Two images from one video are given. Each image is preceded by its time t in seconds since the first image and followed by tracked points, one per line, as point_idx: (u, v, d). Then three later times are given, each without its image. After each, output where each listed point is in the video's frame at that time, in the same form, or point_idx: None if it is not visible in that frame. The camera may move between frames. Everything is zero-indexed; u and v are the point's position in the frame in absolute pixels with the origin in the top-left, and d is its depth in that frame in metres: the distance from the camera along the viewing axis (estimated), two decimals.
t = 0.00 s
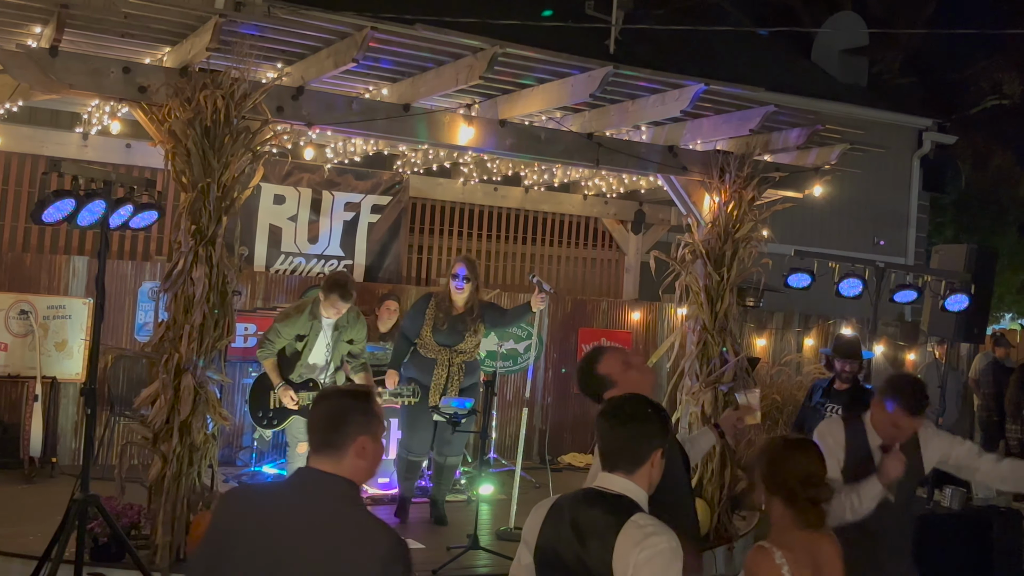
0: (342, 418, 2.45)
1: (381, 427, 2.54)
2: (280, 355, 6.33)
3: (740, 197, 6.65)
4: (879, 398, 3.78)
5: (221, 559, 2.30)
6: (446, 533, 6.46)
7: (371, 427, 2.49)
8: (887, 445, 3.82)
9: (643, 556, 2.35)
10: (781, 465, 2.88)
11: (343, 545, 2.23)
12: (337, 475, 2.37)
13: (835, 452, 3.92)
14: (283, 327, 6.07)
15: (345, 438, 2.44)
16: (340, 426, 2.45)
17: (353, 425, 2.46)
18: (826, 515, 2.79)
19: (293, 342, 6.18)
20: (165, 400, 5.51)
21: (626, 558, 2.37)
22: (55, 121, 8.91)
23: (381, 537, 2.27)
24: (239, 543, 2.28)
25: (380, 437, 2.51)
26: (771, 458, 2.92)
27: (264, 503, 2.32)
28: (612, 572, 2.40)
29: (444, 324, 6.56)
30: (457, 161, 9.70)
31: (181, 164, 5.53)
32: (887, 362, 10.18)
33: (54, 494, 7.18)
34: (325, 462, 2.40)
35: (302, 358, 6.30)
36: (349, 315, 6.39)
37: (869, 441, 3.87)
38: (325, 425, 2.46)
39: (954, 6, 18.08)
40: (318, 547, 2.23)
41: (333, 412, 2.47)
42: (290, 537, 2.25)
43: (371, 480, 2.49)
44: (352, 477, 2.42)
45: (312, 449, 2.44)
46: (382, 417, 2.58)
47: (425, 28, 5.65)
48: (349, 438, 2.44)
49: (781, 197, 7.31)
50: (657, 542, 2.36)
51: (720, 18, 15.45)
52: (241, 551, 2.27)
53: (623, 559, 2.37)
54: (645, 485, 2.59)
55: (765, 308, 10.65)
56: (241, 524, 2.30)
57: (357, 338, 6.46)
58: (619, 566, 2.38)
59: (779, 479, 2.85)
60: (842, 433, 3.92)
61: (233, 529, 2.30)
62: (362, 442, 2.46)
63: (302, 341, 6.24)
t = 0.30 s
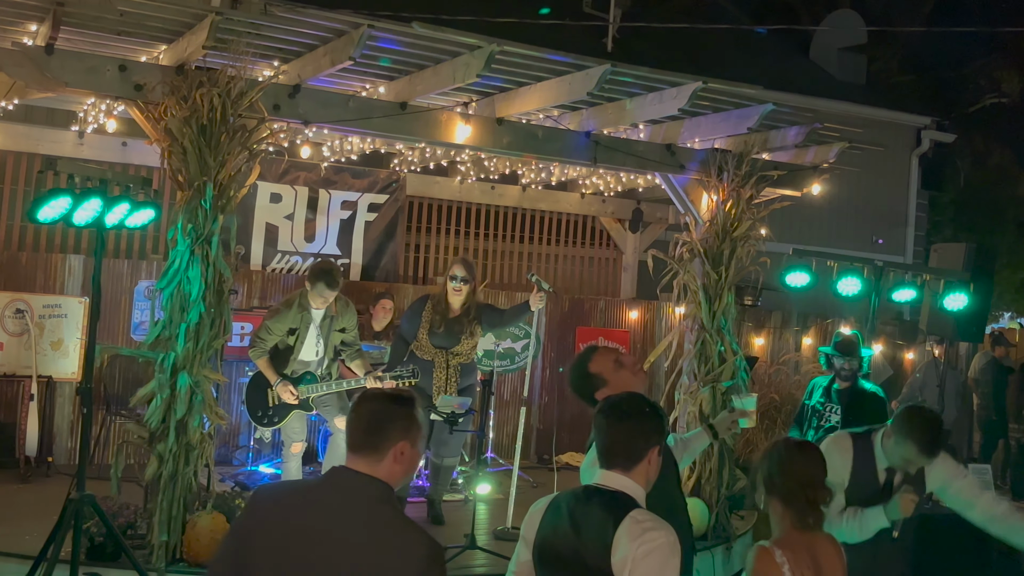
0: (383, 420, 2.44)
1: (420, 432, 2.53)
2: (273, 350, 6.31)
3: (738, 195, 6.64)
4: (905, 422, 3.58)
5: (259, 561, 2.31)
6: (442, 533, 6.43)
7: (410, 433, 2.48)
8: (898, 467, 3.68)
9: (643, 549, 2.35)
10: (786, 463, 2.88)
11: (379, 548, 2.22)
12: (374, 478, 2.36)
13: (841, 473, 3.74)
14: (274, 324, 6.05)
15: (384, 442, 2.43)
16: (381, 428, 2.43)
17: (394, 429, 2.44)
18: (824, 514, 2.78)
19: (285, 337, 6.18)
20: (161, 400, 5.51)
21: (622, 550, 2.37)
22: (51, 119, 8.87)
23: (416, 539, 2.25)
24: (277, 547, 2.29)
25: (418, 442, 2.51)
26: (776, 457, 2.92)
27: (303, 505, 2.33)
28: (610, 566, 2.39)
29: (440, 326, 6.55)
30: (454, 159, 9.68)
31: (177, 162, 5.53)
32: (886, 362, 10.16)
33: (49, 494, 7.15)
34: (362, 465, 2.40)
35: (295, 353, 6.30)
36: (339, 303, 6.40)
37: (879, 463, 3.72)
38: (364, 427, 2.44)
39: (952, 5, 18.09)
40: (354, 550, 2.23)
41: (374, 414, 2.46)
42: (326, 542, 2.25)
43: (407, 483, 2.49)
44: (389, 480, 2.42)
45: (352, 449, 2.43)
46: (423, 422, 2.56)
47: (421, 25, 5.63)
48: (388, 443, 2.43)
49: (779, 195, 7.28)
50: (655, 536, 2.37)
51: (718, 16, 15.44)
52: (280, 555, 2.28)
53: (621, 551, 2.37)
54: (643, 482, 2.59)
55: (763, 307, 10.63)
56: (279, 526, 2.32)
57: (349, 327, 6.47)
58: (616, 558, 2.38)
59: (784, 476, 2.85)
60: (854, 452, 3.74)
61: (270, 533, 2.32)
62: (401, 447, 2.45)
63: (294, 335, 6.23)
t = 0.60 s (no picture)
0: (388, 423, 2.39)
1: (424, 435, 2.47)
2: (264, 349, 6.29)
3: (734, 193, 6.68)
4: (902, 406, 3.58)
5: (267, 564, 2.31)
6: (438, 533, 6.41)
7: (414, 437, 2.42)
8: (897, 455, 3.67)
9: (639, 546, 2.31)
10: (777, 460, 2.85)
11: (382, 545, 2.21)
12: (379, 480, 2.33)
13: (838, 465, 3.69)
14: (264, 321, 6.06)
15: (390, 447, 2.37)
16: (386, 430, 2.39)
17: (398, 433, 2.39)
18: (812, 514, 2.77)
19: (276, 333, 6.17)
20: (155, 399, 5.49)
21: (620, 545, 2.34)
22: (45, 116, 8.84)
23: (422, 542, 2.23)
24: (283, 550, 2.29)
25: (423, 443, 2.45)
26: (770, 452, 2.89)
27: (308, 508, 2.31)
28: (606, 562, 2.37)
29: (433, 315, 6.55)
30: (449, 157, 9.65)
31: (172, 160, 5.52)
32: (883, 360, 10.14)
33: (43, 493, 7.12)
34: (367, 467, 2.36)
35: (285, 351, 6.27)
36: (330, 299, 6.41)
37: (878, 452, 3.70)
38: (369, 428, 2.40)
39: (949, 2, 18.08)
40: (361, 554, 2.22)
41: (378, 416, 2.41)
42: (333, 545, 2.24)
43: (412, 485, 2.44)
44: (394, 482, 2.37)
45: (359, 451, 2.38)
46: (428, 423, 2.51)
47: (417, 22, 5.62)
48: (393, 446, 2.38)
49: (776, 192, 7.27)
50: (652, 532, 2.33)
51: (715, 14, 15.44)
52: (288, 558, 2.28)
53: (619, 546, 2.34)
54: (640, 480, 2.57)
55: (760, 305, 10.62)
56: (285, 529, 2.30)
57: (341, 323, 6.46)
58: (614, 552, 2.35)
59: (770, 470, 2.83)
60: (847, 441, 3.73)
61: (276, 537, 2.31)
62: (405, 450, 2.40)
63: (285, 331, 6.22)
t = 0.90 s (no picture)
0: (377, 415, 2.45)
1: (412, 431, 2.53)
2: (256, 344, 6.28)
3: (730, 189, 6.63)
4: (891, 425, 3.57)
5: (247, 563, 2.30)
6: (432, 532, 6.38)
7: (403, 431, 2.48)
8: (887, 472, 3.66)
9: (631, 541, 2.30)
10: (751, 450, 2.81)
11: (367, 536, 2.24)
12: (363, 473, 2.36)
13: (822, 477, 3.71)
14: (254, 317, 6.08)
15: (378, 436, 2.43)
16: (374, 423, 2.44)
17: (389, 423, 2.46)
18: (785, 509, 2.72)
19: (267, 330, 6.16)
20: (145, 397, 5.47)
21: (611, 540, 2.33)
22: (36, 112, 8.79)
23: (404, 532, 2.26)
24: (264, 546, 2.28)
25: (410, 440, 2.51)
26: (744, 443, 2.85)
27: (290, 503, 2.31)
28: (597, 555, 2.36)
29: (411, 300, 6.51)
30: (443, 154, 9.61)
31: (164, 157, 5.49)
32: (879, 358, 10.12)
33: (34, 492, 7.07)
34: (353, 459, 2.40)
35: (276, 348, 6.22)
36: (321, 294, 6.35)
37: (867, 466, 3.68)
38: (358, 421, 2.45)
39: None
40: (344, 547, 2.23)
41: (367, 409, 2.47)
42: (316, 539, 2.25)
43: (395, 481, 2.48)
44: (377, 475, 2.40)
45: (348, 436, 2.44)
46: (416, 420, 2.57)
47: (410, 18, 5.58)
48: (381, 437, 2.43)
49: (771, 189, 7.25)
50: (645, 527, 2.31)
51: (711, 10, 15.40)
52: (268, 554, 2.27)
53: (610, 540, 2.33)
54: (636, 478, 2.56)
55: (755, 302, 10.62)
56: (265, 524, 2.30)
57: (331, 318, 6.41)
58: (605, 547, 2.34)
59: (746, 461, 2.79)
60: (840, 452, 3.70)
61: (256, 534, 2.30)
62: (393, 444, 2.45)
63: (276, 327, 6.19)
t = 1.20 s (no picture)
0: (343, 407, 2.57)
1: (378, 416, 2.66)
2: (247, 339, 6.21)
3: (724, 185, 6.58)
4: (894, 391, 3.47)
5: (234, 556, 2.44)
6: (424, 530, 6.34)
7: (368, 416, 2.61)
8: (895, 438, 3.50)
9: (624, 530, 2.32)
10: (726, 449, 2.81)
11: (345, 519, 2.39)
12: (335, 463, 2.49)
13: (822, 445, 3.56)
14: (247, 312, 5.98)
15: (344, 425, 2.55)
16: (338, 415, 2.56)
17: (353, 412, 2.58)
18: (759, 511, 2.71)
19: (259, 323, 6.08)
20: (136, 395, 5.41)
21: (602, 528, 2.36)
22: (25, 108, 8.71)
23: (378, 516, 2.41)
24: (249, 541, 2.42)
25: (377, 425, 2.63)
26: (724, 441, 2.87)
27: (270, 497, 2.44)
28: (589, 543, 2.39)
29: (394, 295, 6.50)
30: (435, 149, 9.56)
31: (153, 152, 5.43)
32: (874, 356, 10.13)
33: (22, 490, 7.02)
34: (324, 450, 2.52)
35: (266, 342, 6.15)
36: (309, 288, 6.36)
37: (872, 436, 3.51)
38: (324, 413, 2.57)
39: None
40: (323, 531, 2.38)
41: (331, 400, 2.59)
42: (298, 533, 2.39)
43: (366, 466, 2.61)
44: (350, 460, 2.53)
45: (316, 433, 2.56)
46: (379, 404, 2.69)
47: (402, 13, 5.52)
48: (349, 425, 2.56)
49: (765, 185, 7.21)
50: (637, 516, 2.35)
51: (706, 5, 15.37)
52: (253, 548, 2.41)
53: (602, 529, 2.35)
54: (635, 478, 2.56)
55: (750, 299, 10.62)
56: (249, 519, 2.43)
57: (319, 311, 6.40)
58: (597, 537, 2.37)
59: (743, 460, 2.75)
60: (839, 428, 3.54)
61: (241, 527, 2.44)
62: (361, 429, 2.58)
63: (268, 321, 6.12)
